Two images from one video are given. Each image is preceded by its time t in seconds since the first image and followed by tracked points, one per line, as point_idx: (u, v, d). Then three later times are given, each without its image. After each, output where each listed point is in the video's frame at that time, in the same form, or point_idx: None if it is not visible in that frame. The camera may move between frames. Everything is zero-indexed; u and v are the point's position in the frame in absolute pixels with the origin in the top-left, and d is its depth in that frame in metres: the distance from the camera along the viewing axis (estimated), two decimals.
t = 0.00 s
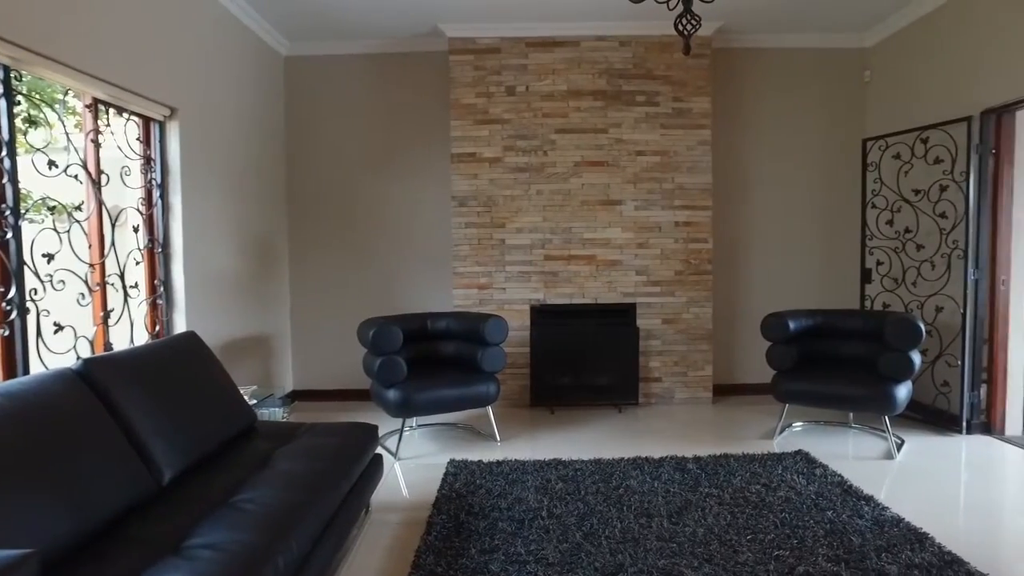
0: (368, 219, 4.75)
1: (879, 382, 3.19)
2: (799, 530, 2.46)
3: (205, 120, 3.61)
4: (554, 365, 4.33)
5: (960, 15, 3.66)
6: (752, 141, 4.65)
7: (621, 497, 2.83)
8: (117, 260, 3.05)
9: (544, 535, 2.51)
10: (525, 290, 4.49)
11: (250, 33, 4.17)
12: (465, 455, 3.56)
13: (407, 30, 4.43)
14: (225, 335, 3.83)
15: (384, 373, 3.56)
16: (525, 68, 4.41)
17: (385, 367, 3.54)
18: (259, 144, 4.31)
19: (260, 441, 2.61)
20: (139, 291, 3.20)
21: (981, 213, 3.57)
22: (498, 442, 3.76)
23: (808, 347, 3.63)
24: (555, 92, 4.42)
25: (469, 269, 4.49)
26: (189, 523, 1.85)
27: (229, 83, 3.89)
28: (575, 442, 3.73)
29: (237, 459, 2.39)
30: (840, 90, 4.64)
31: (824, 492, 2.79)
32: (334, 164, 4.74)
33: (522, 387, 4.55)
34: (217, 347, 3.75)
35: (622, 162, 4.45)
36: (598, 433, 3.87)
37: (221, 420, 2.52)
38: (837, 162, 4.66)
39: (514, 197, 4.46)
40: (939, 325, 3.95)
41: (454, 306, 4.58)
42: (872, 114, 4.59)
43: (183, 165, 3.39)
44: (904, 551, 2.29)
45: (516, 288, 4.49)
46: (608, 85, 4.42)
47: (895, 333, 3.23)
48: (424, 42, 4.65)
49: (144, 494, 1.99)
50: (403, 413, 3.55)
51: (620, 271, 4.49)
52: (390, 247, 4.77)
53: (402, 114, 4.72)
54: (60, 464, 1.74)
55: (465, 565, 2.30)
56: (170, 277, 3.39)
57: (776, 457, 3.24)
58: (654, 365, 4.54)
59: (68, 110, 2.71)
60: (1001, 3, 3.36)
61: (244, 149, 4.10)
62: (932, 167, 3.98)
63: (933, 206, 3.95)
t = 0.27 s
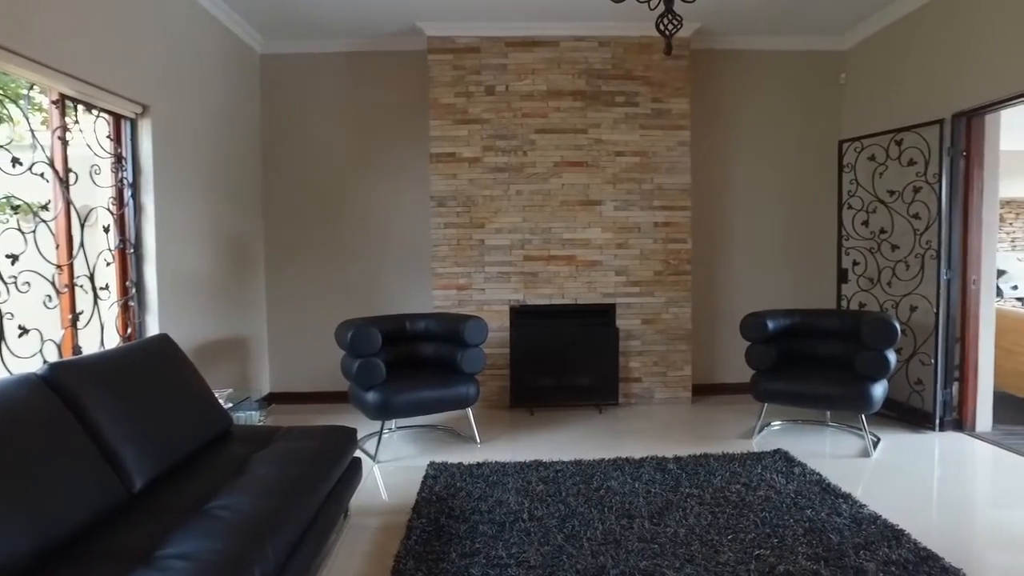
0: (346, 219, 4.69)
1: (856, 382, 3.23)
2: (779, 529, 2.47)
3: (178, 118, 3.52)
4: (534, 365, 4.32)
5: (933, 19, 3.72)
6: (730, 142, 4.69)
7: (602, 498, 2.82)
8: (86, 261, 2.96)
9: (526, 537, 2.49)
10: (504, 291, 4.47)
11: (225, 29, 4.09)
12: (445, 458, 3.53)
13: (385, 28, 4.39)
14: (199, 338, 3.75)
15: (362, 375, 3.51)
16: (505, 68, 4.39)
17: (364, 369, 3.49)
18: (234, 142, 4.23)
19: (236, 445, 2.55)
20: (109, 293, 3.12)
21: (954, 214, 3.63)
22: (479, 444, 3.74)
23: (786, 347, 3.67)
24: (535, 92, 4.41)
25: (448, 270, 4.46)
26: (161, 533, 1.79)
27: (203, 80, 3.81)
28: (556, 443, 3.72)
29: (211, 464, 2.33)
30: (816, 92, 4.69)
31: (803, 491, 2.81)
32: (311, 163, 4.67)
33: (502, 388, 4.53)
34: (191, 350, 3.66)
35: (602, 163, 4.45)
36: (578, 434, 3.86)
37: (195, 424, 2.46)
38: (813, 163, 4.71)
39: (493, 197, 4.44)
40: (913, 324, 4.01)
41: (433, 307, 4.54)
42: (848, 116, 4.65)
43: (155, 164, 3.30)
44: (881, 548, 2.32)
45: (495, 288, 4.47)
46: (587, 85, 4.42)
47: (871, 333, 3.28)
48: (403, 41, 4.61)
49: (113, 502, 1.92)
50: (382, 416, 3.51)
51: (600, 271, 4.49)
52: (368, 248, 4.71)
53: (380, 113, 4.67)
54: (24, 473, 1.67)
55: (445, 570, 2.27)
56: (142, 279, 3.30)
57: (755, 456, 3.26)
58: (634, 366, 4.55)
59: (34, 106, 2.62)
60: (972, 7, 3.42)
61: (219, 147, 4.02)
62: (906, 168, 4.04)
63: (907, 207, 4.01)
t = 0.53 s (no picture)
0: (319, 218, 4.62)
1: (829, 380, 3.27)
2: (755, 528, 2.49)
3: (145, 115, 3.43)
4: (510, 366, 4.30)
5: (902, 24, 3.79)
6: (705, 143, 4.73)
7: (579, 499, 2.81)
8: (48, 261, 2.86)
9: (503, 540, 2.47)
10: (480, 291, 4.45)
11: (194, 24, 3.99)
12: (421, 460, 3.49)
13: (359, 26, 4.33)
14: (168, 340, 3.66)
15: (337, 377, 3.46)
16: (480, 67, 4.37)
17: (339, 371, 3.44)
18: (204, 140, 4.13)
19: (206, 450, 2.48)
20: (73, 295, 3.02)
21: (921, 215, 3.71)
22: (455, 445, 3.70)
23: (760, 346, 3.71)
24: (511, 92, 4.39)
25: (424, 270, 4.42)
26: (126, 543, 1.73)
27: (171, 76, 3.71)
28: (533, 444, 3.70)
29: (180, 470, 2.27)
30: (789, 94, 4.76)
31: (777, 489, 2.84)
32: (284, 162, 4.59)
33: (478, 389, 4.51)
34: (160, 353, 3.57)
35: (577, 163, 4.45)
36: (555, 434, 3.85)
37: (163, 429, 2.39)
38: (785, 164, 4.78)
39: (469, 197, 4.41)
40: (883, 323, 4.09)
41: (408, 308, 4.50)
42: (819, 119, 4.72)
43: (122, 162, 3.20)
44: (854, 544, 2.35)
45: (471, 289, 4.44)
46: (563, 85, 4.41)
47: (844, 331, 3.33)
48: (377, 39, 4.55)
49: (76, 511, 1.85)
50: (357, 418, 3.46)
51: (576, 271, 4.49)
52: (342, 248, 4.64)
53: (354, 111, 4.60)
54: None
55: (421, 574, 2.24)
56: (108, 279, 3.21)
57: (730, 455, 3.29)
58: (610, 365, 4.55)
59: None
60: (939, 12, 3.50)
61: (188, 144, 3.92)
62: (876, 170, 4.12)
63: (877, 208, 4.09)
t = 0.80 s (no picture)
0: (290, 219, 4.54)
1: (801, 378, 3.32)
2: (730, 526, 2.51)
3: (110, 111, 3.32)
4: (485, 367, 4.27)
5: (871, 29, 3.87)
6: (678, 145, 4.77)
7: (555, 500, 2.80)
8: (6, 262, 2.75)
9: (480, 543, 2.45)
10: (455, 292, 4.42)
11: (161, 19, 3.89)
12: (396, 462, 3.45)
13: (331, 24, 4.27)
14: (134, 344, 3.56)
15: (310, 379, 3.40)
16: (455, 67, 4.34)
17: (312, 373, 3.38)
18: (172, 138, 4.03)
19: (174, 456, 2.41)
20: (32, 297, 2.91)
21: (889, 216, 3.79)
22: (430, 448, 3.67)
23: (734, 345, 3.75)
24: (485, 91, 4.37)
25: (398, 271, 4.37)
26: (90, 555, 1.66)
27: (137, 72, 3.61)
28: (509, 445, 3.68)
29: (147, 477, 2.20)
30: (760, 97, 4.82)
31: (751, 487, 2.87)
32: (254, 161, 4.50)
33: (453, 390, 4.48)
34: (125, 356, 3.47)
35: (552, 163, 4.45)
36: (531, 436, 3.84)
37: (129, 435, 2.31)
38: (757, 166, 4.84)
39: (443, 197, 4.38)
40: (853, 322, 4.17)
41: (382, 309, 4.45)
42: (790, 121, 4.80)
43: (85, 160, 3.10)
44: (827, 540, 2.38)
45: (445, 289, 4.41)
46: (538, 86, 4.41)
47: (815, 331, 3.38)
48: (350, 37, 4.49)
49: (36, 522, 1.78)
50: (330, 421, 3.40)
51: (551, 272, 4.49)
52: (314, 249, 4.57)
53: (327, 110, 4.54)
54: None
55: None
56: (71, 281, 3.10)
57: (705, 454, 3.31)
58: (585, 366, 4.56)
59: None
60: (906, 17, 3.58)
61: (155, 142, 3.82)
62: (845, 172, 4.20)
63: (847, 209, 4.17)
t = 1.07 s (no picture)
0: (263, 219, 4.47)
1: (775, 377, 3.37)
2: (707, 524, 2.53)
3: (75, 107, 3.23)
4: (461, 368, 4.25)
5: (841, 34, 3.95)
6: (653, 146, 4.80)
7: (533, 501, 2.80)
8: None
9: (457, 545, 2.43)
10: (430, 293, 4.39)
11: (128, 14, 3.79)
12: (372, 465, 3.41)
13: (305, 21, 4.21)
14: (101, 347, 3.46)
15: (284, 382, 3.34)
16: (430, 67, 4.32)
17: (286, 375, 3.32)
18: (140, 136, 3.93)
19: (144, 462, 2.35)
20: None
21: (859, 217, 3.87)
22: (406, 450, 3.63)
23: (709, 345, 3.79)
24: (460, 92, 4.35)
25: (372, 272, 4.33)
26: (56, 566, 1.60)
27: (104, 68, 3.51)
28: (486, 446, 3.67)
29: (115, 484, 2.14)
30: (733, 100, 4.89)
31: (727, 486, 2.90)
32: (226, 160, 4.42)
33: (429, 392, 4.45)
34: (92, 360, 3.37)
35: (527, 164, 4.45)
36: (507, 437, 3.83)
37: (96, 442, 2.24)
38: (730, 168, 4.91)
39: (419, 198, 4.35)
40: (824, 321, 4.24)
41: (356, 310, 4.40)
42: (762, 124, 4.87)
43: (48, 158, 3.00)
44: (801, 536, 2.41)
45: (421, 290, 4.38)
46: (513, 86, 4.41)
47: (788, 330, 3.44)
48: (323, 35, 4.44)
49: None
50: (305, 424, 3.35)
51: (528, 272, 4.49)
52: (287, 249, 4.50)
53: (300, 109, 4.47)
54: None
55: None
56: (34, 283, 3.00)
57: (681, 453, 3.34)
58: (561, 366, 4.57)
59: None
60: (874, 23, 3.66)
61: (122, 140, 3.72)
62: (816, 173, 4.28)
63: (818, 210, 4.25)
